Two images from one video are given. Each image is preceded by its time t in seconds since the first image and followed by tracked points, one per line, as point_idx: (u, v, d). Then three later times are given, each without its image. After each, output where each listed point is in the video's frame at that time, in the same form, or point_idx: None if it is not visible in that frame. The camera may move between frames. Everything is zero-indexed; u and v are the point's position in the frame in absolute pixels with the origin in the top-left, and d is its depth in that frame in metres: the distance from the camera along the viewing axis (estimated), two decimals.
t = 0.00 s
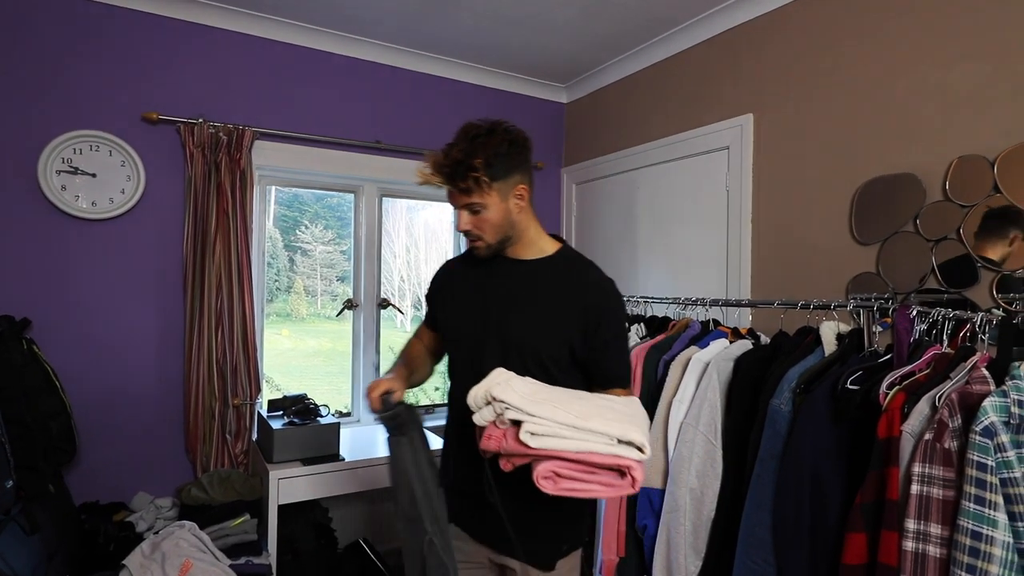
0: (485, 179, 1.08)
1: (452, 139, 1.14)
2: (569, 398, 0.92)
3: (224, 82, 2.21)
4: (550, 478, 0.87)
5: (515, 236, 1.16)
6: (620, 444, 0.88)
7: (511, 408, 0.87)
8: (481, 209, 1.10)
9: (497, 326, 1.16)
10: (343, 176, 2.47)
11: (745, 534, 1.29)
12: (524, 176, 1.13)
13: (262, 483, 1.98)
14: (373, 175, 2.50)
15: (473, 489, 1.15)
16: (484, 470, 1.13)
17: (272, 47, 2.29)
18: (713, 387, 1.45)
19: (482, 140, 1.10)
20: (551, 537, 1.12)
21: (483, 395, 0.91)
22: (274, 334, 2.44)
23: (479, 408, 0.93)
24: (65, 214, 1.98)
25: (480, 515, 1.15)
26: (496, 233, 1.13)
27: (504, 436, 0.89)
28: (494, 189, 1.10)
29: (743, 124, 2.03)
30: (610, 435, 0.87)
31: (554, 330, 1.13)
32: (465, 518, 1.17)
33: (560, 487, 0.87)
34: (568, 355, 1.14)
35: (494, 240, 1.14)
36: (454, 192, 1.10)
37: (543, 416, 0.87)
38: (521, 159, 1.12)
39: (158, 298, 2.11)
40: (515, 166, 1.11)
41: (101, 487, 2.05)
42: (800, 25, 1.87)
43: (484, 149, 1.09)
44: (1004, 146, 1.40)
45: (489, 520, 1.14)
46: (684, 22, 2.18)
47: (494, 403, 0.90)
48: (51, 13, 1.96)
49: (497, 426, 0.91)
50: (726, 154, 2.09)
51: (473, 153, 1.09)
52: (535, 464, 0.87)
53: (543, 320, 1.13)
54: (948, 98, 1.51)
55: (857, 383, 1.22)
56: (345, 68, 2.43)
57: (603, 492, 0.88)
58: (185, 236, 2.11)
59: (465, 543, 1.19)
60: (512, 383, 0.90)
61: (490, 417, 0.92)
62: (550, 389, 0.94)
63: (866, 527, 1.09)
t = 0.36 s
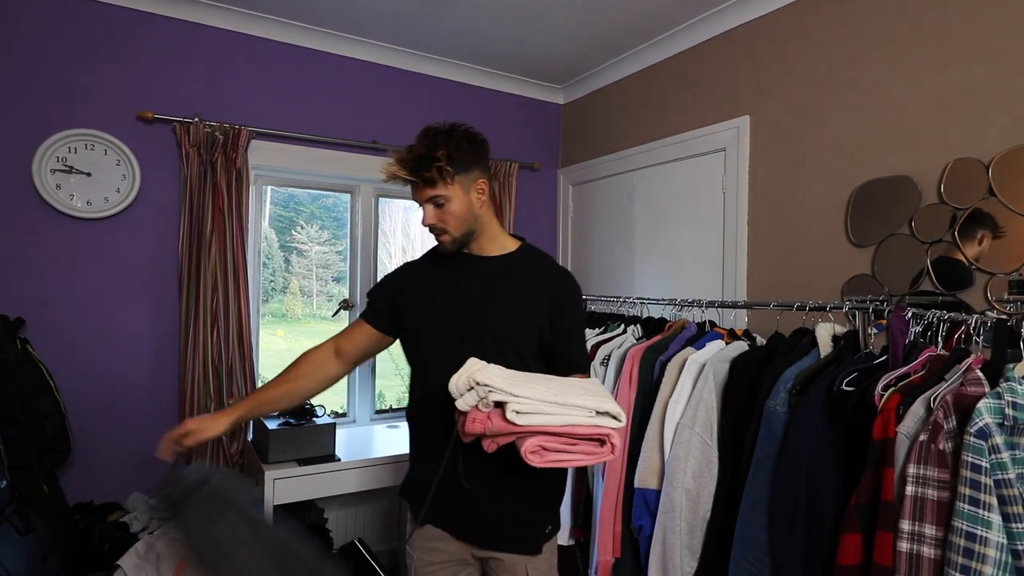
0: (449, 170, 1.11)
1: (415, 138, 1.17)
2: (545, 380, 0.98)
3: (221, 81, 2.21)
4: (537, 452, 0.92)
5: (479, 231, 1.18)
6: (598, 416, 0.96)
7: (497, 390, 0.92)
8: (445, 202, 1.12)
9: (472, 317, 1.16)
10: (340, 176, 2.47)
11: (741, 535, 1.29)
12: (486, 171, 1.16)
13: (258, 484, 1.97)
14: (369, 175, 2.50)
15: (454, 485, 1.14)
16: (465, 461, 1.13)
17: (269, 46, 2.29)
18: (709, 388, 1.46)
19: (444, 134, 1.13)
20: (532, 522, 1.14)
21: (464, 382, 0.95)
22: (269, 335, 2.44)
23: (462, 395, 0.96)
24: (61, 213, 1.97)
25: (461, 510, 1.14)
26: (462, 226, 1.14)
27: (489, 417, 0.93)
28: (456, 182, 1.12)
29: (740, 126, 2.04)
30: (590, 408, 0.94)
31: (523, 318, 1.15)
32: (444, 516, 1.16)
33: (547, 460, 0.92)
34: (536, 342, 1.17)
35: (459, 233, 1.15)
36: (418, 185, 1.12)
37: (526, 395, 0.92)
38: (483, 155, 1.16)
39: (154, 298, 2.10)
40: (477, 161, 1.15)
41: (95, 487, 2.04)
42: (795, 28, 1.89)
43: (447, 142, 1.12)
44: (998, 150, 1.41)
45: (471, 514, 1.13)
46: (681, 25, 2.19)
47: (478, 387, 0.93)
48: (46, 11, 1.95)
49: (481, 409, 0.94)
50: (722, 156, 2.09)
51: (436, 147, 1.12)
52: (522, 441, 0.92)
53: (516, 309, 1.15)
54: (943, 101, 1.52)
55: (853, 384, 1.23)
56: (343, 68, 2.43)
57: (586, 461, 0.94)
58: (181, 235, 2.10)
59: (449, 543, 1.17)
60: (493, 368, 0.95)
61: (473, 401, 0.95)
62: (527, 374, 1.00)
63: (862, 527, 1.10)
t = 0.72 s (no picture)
0: (453, 159, 1.11)
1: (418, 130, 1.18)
2: (534, 374, 0.99)
3: (220, 74, 2.20)
4: (528, 444, 0.92)
5: (480, 222, 1.18)
6: (587, 408, 0.97)
7: (489, 383, 0.92)
8: (450, 190, 1.12)
9: (470, 309, 1.15)
10: (340, 169, 2.47)
11: (743, 526, 1.29)
12: (488, 164, 1.17)
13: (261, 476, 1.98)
14: (369, 168, 2.50)
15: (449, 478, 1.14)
16: (460, 454, 1.14)
17: (268, 39, 2.28)
18: (710, 380, 1.46)
19: (448, 125, 1.14)
20: (526, 514, 1.14)
21: (454, 374, 0.95)
22: (269, 329, 2.44)
23: (453, 387, 0.96)
24: (61, 208, 1.96)
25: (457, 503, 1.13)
26: (464, 216, 1.14)
27: (480, 410, 0.93)
28: (461, 171, 1.12)
29: (742, 117, 2.03)
30: (580, 401, 0.96)
31: (520, 312, 1.14)
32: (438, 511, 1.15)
33: (538, 451, 0.93)
34: (531, 338, 1.16)
35: (462, 223, 1.14)
36: (424, 173, 1.12)
37: (517, 388, 0.93)
38: (485, 148, 1.18)
39: (155, 292, 2.11)
40: (480, 153, 1.16)
41: (98, 481, 2.05)
42: (797, 18, 1.87)
43: (451, 131, 1.13)
44: (1002, 140, 1.40)
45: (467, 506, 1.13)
46: (682, 15, 2.17)
47: (470, 380, 0.94)
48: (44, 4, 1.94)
49: (471, 402, 0.94)
50: (724, 148, 2.08)
51: (442, 137, 1.12)
52: (512, 433, 0.93)
53: (514, 302, 1.14)
54: (947, 91, 1.51)
55: (855, 375, 1.23)
56: (342, 60, 2.42)
57: (575, 452, 0.95)
58: (181, 229, 2.10)
59: (444, 538, 1.17)
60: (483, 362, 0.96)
61: (463, 394, 0.95)
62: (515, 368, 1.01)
63: (864, 518, 1.10)
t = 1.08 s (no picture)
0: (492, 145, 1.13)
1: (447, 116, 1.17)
2: (518, 365, 0.95)
3: (220, 71, 2.19)
4: (498, 443, 0.90)
5: (505, 210, 1.19)
6: (563, 407, 0.92)
7: (462, 377, 0.91)
8: (486, 173, 1.12)
9: (478, 306, 1.17)
10: (340, 167, 2.46)
11: (744, 523, 1.30)
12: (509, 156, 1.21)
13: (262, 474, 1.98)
14: (370, 166, 2.50)
15: (462, 480, 1.16)
16: (460, 455, 1.17)
17: (269, 36, 2.27)
18: (711, 378, 1.46)
19: (480, 115, 1.16)
20: (533, 517, 1.12)
21: (434, 367, 0.95)
22: (269, 327, 2.44)
23: (433, 379, 0.96)
24: (62, 205, 1.96)
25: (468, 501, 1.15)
26: (496, 202, 1.15)
27: (453, 404, 0.92)
28: (494, 156, 1.14)
29: (742, 115, 2.03)
30: (554, 400, 0.91)
31: (529, 308, 1.13)
32: (452, 511, 1.18)
33: (508, 450, 0.91)
34: (544, 333, 1.14)
35: (494, 208, 1.15)
36: (463, 154, 1.11)
37: (490, 384, 0.90)
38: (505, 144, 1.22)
39: (155, 290, 2.10)
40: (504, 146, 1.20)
41: (99, 478, 2.05)
42: (797, 16, 1.87)
43: (486, 120, 1.15)
44: (1002, 138, 1.41)
45: (477, 506, 1.14)
46: (683, 13, 2.17)
47: (445, 374, 0.93)
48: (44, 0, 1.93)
49: (448, 395, 0.94)
50: (724, 146, 2.09)
51: (479, 121, 1.13)
52: (484, 430, 0.91)
53: (522, 299, 1.14)
54: (948, 89, 1.51)
55: (856, 373, 1.23)
56: (342, 58, 2.41)
57: (548, 454, 0.91)
58: (182, 227, 2.10)
59: (455, 533, 1.19)
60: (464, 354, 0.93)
61: (442, 388, 0.95)
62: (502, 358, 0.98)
63: (864, 515, 1.11)
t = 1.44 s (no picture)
0: (507, 155, 1.12)
1: (464, 117, 1.14)
2: (497, 359, 0.95)
3: (202, 67, 2.17)
4: (466, 435, 0.90)
5: (512, 218, 1.18)
6: (534, 404, 0.90)
7: (438, 366, 0.92)
8: (497, 184, 1.11)
9: (477, 305, 1.18)
10: (324, 165, 2.45)
11: (726, 518, 1.32)
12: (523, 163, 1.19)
13: (245, 475, 1.96)
14: (355, 164, 2.49)
15: (460, 480, 1.15)
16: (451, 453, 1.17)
17: (251, 32, 2.25)
18: (694, 375, 1.47)
19: (498, 119, 1.14)
20: (527, 521, 1.11)
21: (414, 356, 0.97)
22: (253, 326, 2.42)
23: (414, 368, 0.98)
24: (39, 202, 1.93)
25: (465, 502, 1.14)
26: (504, 211, 1.14)
27: (429, 393, 0.93)
28: (508, 166, 1.13)
29: (725, 115, 2.05)
30: (524, 396, 0.89)
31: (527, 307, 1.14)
32: (449, 511, 1.17)
33: (476, 443, 0.89)
34: (542, 333, 1.14)
35: (501, 217, 1.14)
36: (477, 162, 1.09)
37: (463, 375, 0.90)
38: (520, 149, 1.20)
39: (136, 289, 2.08)
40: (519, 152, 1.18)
41: (78, 480, 2.02)
42: (779, 18, 1.90)
43: (504, 126, 1.13)
44: (976, 140, 1.43)
45: (473, 507, 1.14)
46: (668, 13, 2.19)
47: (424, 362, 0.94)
48: None
49: (426, 384, 0.95)
50: (708, 145, 2.10)
51: (498, 129, 1.11)
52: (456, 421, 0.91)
53: (519, 299, 1.14)
54: (925, 90, 1.53)
55: (835, 370, 1.25)
56: (326, 55, 2.40)
57: (516, 451, 0.89)
58: (162, 225, 2.07)
59: (450, 531, 1.19)
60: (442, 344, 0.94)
61: (422, 376, 0.96)
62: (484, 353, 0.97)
63: (843, 509, 1.12)
